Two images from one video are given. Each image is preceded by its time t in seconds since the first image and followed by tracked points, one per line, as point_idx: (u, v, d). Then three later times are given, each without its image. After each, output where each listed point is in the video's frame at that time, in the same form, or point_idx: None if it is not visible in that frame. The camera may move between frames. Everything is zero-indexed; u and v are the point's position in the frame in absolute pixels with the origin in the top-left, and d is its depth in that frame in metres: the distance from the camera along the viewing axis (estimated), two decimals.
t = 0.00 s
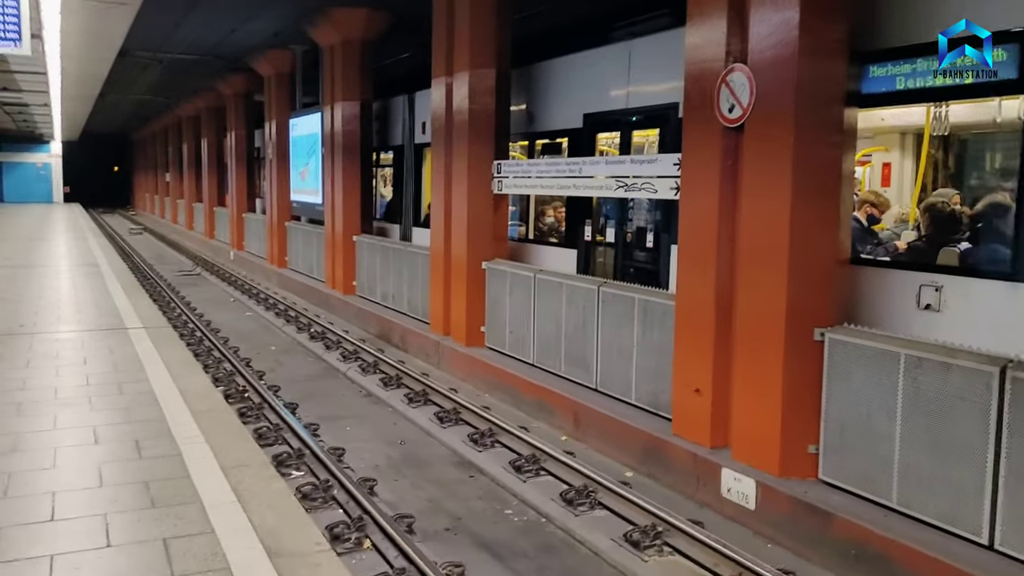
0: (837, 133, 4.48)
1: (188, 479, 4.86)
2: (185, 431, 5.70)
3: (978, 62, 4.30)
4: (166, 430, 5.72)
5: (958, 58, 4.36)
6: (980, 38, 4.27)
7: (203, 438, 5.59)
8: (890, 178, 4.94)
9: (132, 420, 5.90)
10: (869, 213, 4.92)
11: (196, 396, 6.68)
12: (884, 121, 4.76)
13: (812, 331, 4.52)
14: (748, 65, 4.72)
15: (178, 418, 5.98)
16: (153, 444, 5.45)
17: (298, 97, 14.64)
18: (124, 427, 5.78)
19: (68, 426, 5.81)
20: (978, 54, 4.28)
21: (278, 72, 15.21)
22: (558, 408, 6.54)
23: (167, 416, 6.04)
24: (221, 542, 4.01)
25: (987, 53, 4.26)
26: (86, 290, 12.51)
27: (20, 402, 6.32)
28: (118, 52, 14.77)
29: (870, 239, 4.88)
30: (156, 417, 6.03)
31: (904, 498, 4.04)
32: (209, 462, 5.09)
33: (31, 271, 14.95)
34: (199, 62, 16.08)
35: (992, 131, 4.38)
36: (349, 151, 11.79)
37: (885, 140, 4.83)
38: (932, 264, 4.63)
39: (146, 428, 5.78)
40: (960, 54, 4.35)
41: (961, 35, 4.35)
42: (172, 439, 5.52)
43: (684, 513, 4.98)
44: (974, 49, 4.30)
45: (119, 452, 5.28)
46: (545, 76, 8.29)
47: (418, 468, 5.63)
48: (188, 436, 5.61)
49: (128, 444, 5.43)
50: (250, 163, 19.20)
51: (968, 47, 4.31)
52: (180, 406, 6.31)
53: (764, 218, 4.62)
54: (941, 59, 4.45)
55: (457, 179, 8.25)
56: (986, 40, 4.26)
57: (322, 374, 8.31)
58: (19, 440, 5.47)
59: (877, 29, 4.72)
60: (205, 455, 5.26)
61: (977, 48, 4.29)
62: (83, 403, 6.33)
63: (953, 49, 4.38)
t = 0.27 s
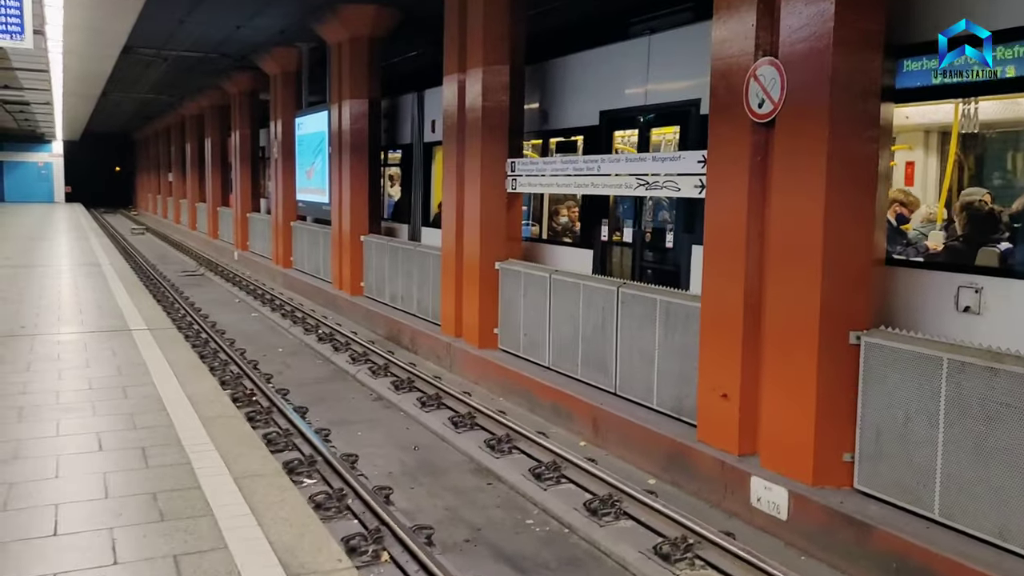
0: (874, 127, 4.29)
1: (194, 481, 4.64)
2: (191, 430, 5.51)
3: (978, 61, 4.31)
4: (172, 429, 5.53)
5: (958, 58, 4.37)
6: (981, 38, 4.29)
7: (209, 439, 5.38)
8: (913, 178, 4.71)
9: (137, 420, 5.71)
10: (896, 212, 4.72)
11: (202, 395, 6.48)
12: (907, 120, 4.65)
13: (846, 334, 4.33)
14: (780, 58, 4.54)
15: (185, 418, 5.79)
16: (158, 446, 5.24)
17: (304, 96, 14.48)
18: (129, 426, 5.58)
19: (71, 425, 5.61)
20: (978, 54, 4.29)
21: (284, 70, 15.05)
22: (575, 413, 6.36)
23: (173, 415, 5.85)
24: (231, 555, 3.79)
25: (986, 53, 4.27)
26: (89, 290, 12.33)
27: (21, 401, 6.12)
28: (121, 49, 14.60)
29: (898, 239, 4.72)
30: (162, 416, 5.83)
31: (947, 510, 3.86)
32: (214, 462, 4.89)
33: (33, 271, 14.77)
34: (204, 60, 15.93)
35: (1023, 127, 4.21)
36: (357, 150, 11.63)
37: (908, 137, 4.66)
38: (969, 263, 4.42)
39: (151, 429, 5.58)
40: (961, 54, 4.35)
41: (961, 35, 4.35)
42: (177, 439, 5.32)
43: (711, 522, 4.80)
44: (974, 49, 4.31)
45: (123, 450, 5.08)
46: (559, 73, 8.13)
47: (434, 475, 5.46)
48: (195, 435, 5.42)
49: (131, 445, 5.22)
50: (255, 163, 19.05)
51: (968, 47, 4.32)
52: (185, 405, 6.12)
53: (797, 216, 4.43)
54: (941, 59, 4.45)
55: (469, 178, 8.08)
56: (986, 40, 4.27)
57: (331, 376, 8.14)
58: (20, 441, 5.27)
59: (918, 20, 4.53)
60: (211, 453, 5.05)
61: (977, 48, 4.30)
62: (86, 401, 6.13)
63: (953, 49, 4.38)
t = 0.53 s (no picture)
0: (912, 129, 4.12)
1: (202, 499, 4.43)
2: (196, 443, 5.35)
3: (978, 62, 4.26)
4: (177, 443, 5.37)
5: (958, 58, 4.28)
6: (981, 38, 4.22)
7: (214, 452, 5.18)
8: (936, 180, 4.58)
9: (141, 434, 5.54)
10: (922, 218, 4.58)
11: (206, 404, 6.30)
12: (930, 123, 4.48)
13: (881, 345, 4.15)
14: (810, 57, 4.37)
15: (189, 430, 5.62)
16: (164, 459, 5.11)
17: (307, 96, 14.31)
18: (132, 440, 5.42)
19: (72, 439, 5.45)
20: (978, 54, 4.23)
21: (287, 70, 14.87)
22: (590, 422, 6.19)
23: (176, 428, 5.69)
24: None
25: (986, 54, 4.21)
26: (89, 294, 12.15)
27: (20, 413, 5.96)
28: (122, 49, 14.43)
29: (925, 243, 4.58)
30: (166, 429, 5.67)
31: (991, 531, 3.67)
32: (222, 478, 4.74)
33: (31, 273, 14.58)
34: (205, 60, 15.75)
35: None
36: (361, 152, 11.46)
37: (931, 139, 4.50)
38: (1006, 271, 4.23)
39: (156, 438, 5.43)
40: (961, 54, 4.27)
41: (961, 35, 4.25)
42: (183, 453, 5.17)
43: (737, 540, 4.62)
44: (974, 50, 4.23)
45: (127, 467, 4.92)
46: (571, 73, 7.95)
47: (448, 488, 5.28)
48: (200, 448, 5.26)
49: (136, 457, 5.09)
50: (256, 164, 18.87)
51: (968, 47, 4.24)
52: (189, 416, 5.96)
53: (830, 221, 4.26)
54: (941, 59, 4.35)
55: (479, 180, 7.90)
56: (985, 40, 4.21)
57: (337, 383, 7.96)
58: (20, 456, 5.10)
59: (949, 16, 4.31)
60: (218, 468, 4.90)
61: (977, 48, 4.23)
62: (87, 414, 5.97)
63: (953, 50, 4.28)
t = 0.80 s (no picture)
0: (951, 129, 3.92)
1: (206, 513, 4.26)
2: (201, 453, 5.18)
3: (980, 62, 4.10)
4: (181, 452, 5.20)
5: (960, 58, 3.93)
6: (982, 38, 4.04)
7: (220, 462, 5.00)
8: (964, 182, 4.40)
9: (144, 443, 5.36)
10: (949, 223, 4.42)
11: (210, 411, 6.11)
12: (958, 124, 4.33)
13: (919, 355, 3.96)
14: (842, 53, 4.17)
15: (192, 439, 5.45)
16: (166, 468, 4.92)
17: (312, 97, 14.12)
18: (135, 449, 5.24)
19: (73, 448, 5.27)
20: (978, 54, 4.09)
21: (291, 71, 14.69)
22: (605, 431, 5.97)
23: (179, 436, 5.52)
24: None
25: (987, 54, 4.09)
26: (92, 297, 11.99)
27: (20, 420, 5.77)
28: (125, 49, 14.26)
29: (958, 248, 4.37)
30: (169, 437, 5.50)
31: None
32: (227, 490, 4.57)
33: (34, 275, 14.43)
34: (209, 60, 15.59)
35: None
36: (367, 153, 11.26)
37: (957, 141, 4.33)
38: None
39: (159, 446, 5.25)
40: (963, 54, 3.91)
41: (960, 35, 3.90)
42: (187, 463, 5.00)
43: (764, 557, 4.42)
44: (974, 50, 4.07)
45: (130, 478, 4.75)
46: (583, 72, 7.74)
47: (459, 499, 5.08)
48: (205, 458, 5.08)
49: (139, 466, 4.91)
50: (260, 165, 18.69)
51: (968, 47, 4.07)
52: (192, 423, 5.78)
53: (864, 227, 4.07)
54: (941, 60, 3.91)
55: (489, 182, 7.71)
56: (986, 40, 4.05)
57: (343, 388, 7.76)
58: (20, 466, 4.93)
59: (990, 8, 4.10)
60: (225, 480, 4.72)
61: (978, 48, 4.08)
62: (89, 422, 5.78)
63: (953, 49, 3.86)
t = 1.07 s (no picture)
0: (1002, 136, 3.71)
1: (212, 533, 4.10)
2: (210, 471, 4.98)
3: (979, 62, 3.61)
4: (190, 471, 5.00)
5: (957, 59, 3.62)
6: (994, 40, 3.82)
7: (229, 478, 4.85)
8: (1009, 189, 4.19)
9: (150, 458, 5.19)
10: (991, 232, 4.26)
11: (218, 425, 5.91)
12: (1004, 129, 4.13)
13: (966, 374, 3.75)
14: (885, 54, 3.96)
15: (198, 455, 5.25)
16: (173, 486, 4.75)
17: (321, 100, 13.97)
18: (142, 466, 5.05)
19: (79, 465, 5.07)
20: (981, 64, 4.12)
21: (300, 74, 14.55)
22: (625, 446, 5.76)
23: (186, 452, 5.33)
24: None
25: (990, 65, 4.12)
26: (99, 303, 11.86)
27: (26, 435, 5.57)
28: (133, 53, 14.15)
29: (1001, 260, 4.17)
30: (175, 453, 5.30)
31: None
32: (237, 513, 4.37)
33: (40, 281, 14.28)
34: (217, 64, 15.47)
35: None
36: (377, 157, 11.09)
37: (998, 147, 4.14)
38: None
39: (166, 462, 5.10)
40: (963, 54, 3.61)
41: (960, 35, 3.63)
42: (195, 481, 4.82)
43: None
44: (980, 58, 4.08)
45: (137, 498, 4.56)
46: (599, 75, 7.55)
47: (476, 519, 4.88)
48: (214, 477, 4.88)
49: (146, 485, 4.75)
50: (268, 170, 18.56)
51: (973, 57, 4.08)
52: (199, 438, 5.59)
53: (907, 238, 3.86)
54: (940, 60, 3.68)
55: (503, 187, 7.51)
56: (985, 40, 3.62)
57: (353, 399, 7.57)
58: (23, 482, 4.77)
59: None
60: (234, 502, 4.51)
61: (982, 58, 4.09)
62: (95, 438, 5.58)
63: (953, 49, 3.61)
